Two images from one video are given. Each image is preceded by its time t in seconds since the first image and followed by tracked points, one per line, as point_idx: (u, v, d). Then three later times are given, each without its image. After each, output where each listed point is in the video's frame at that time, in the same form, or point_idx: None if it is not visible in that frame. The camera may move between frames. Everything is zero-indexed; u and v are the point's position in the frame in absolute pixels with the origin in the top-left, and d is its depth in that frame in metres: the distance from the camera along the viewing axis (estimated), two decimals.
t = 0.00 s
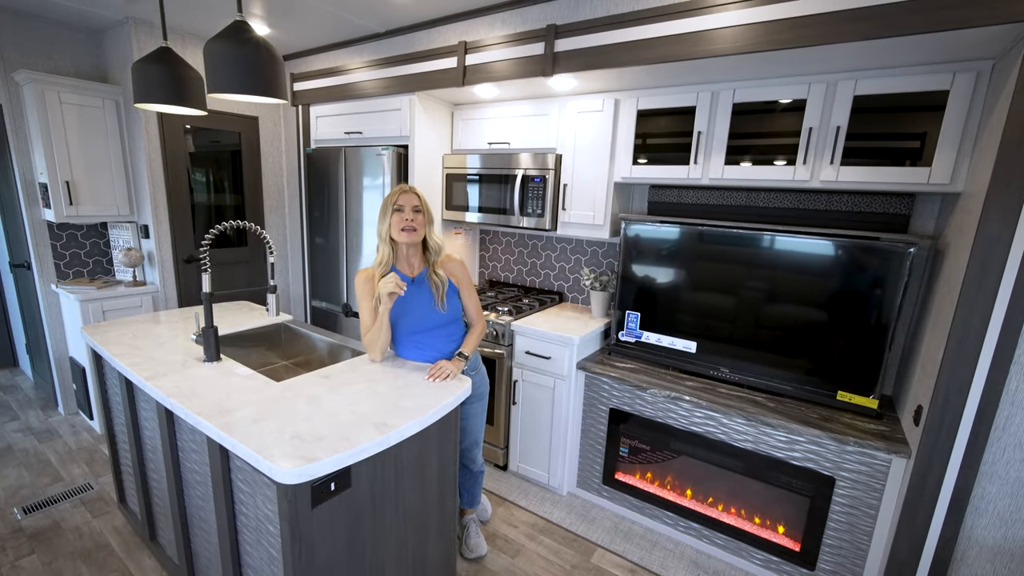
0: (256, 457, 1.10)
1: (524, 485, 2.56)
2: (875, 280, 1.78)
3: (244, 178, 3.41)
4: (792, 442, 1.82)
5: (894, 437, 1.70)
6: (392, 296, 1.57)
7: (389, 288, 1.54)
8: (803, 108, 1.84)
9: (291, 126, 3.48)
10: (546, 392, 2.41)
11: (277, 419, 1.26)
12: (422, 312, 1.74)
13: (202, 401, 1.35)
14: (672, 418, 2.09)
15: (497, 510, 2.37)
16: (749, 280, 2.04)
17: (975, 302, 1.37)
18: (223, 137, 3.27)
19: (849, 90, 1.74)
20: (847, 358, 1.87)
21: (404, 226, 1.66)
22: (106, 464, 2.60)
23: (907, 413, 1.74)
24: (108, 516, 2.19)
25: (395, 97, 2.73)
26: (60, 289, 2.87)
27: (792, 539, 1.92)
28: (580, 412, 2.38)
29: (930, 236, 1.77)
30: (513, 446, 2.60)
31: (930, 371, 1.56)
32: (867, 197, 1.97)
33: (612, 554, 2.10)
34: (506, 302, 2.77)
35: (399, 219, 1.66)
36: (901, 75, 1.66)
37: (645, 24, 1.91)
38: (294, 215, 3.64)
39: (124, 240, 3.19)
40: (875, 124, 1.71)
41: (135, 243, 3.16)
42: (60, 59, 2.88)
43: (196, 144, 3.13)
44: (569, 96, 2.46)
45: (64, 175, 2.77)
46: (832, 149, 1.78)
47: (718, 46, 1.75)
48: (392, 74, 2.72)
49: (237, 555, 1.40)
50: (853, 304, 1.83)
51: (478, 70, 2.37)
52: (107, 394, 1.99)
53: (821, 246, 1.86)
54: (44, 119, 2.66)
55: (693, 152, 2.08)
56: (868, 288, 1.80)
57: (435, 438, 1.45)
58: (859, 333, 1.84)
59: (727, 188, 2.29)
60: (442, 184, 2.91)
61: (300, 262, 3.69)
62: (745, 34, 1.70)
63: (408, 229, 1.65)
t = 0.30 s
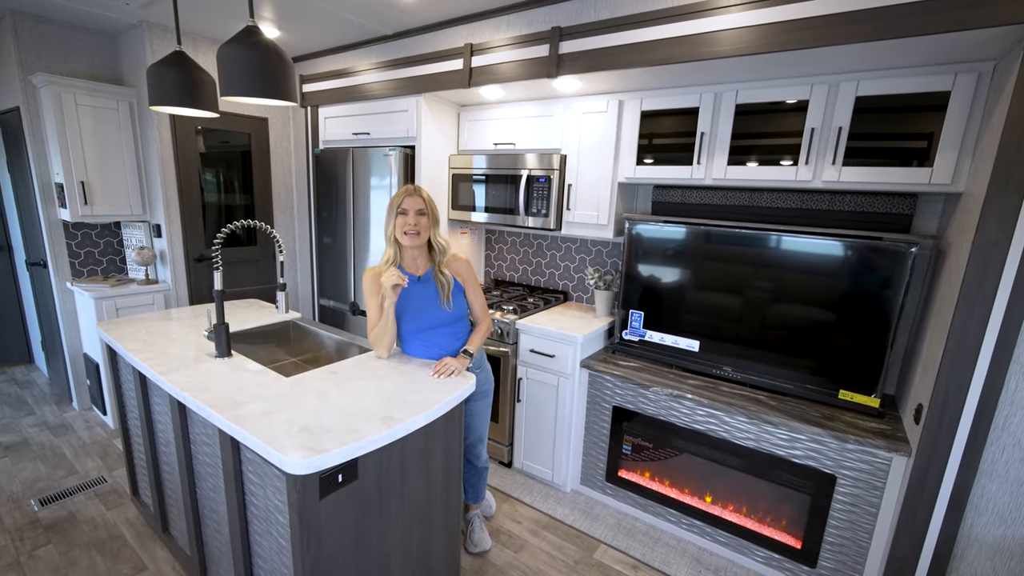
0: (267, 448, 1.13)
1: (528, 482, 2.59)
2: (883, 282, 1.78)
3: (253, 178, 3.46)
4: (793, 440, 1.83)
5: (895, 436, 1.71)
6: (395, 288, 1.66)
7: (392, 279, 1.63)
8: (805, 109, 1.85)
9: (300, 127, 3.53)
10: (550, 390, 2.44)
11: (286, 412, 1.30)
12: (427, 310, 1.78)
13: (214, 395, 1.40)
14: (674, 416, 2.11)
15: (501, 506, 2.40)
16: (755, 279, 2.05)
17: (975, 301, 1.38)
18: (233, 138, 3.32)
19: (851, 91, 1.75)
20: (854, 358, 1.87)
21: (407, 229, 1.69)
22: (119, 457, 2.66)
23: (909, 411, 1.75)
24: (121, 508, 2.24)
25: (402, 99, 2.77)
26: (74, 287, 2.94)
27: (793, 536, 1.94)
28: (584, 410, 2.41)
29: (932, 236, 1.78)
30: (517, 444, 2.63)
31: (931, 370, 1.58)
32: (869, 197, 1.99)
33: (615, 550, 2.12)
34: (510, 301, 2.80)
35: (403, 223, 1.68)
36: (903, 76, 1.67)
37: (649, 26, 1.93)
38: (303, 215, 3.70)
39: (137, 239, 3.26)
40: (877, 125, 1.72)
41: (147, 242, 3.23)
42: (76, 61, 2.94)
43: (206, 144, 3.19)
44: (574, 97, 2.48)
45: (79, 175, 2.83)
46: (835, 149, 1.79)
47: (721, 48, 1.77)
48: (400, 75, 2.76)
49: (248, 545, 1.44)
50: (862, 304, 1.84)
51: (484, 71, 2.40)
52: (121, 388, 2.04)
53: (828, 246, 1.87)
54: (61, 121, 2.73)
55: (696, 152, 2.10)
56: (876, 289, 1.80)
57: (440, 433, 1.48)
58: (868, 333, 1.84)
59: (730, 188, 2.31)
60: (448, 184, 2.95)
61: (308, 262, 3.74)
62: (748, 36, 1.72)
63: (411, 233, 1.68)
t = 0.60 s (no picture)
0: (271, 442, 1.17)
1: (529, 479, 2.61)
2: (886, 283, 1.78)
3: (258, 179, 3.50)
4: (790, 438, 1.85)
5: (890, 434, 1.73)
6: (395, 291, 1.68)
7: (392, 284, 1.64)
8: (802, 110, 1.87)
9: (304, 128, 3.57)
10: (550, 388, 2.47)
11: (290, 408, 1.33)
12: (428, 310, 1.81)
13: (220, 391, 1.43)
14: (673, 415, 2.13)
15: (502, 503, 2.42)
16: (755, 280, 2.07)
17: (967, 300, 1.40)
18: (238, 139, 3.36)
19: (847, 93, 1.77)
20: (855, 358, 1.88)
21: (409, 237, 1.72)
22: (127, 454, 2.70)
23: (904, 410, 1.77)
24: (128, 503, 2.28)
25: (405, 100, 2.81)
26: (83, 286, 2.99)
27: (789, 534, 1.95)
28: (584, 408, 2.43)
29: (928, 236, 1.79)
30: (518, 441, 2.66)
31: (925, 369, 1.59)
32: (866, 198, 2.01)
33: (613, 547, 2.14)
34: (511, 301, 2.83)
35: (403, 229, 1.70)
36: (899, 78, 1.69)
37: (647, 29, 1.95)
38: (307, 215, 3.74)
39: (144, 238, 3.32)
40: (873, 127, 1.74)
41: (154, 242, 3.28)
42: (84, 64, 2.99)
43: (211, 145, 3.23)
44: (574, 98, 2.51)
45: (88, 176, 2.88)
46: (831, 150, 1.81)
47: (719, 51, 1.79)
48: (402, 77, 2.79)
49: (252, 538, 1.47)
50: (863, 304, 1.84)
51: (485, 73, 2.43)
52: (128, 385, 2.08)
53: (830, 247, 1.87)
54: (70, 123, 2.78)
55: (694, 153, 2.12)
56: (878, 290, 1.80)
57: (440, 429, 1.51)
58: (868, 333, 1.84)
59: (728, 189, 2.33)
60: (450, 184, 2.98)
61: (312, 261, 3.78)
62: (745, 39, 1.74)
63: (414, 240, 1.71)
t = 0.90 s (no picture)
0: (275, 439, 1.19)
1: (529, 478, 2.63)
2: (887, 283, 1.79)
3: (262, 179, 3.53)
4: (788, 438, 1.87)
5: (888, 434, 1.74)
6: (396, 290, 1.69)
7: (392, 283, 1.65)
8: (801, 112, 1.88)
9: (307, 129, 3.60)
10: (551, 388, 2.49)
11: (293, 406, 1.35)
12: (430, 309, 1.83)
13: (225, 389, 1.46)
14: (673, 414, 2.14)
15: (503, 501, 2.44)
16: (756, 280, 2.08)
17: (964, 302, 1.41)
18: (242, 140, 3.39)
19: (846, 95, 1.78)
20: (855, 359, 1.89)
21: (411, 233, 1.74)
22: (132, 451, 2.74)
23: (902, 410, 1.78)
24: (134, 499, 2.32)
25: (408, 102, 2.83)
26: (89, 286, 3.03)
27: (788, 533, 1.97)
28: (584, 407, 2.45)
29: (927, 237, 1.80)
30: (519, 440, 2.68)
31: (923, 369, 1.60)
32: (865, 199, 2.02)
33: (613, 545, 2.16)
34: (512, 301, 2.85)
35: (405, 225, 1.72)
36: (897, 80, 1.70)
37: (647, 31, 1.97)
38: (310, 216, 3.76)
39: (149, 238, 3.35)
40: (871, 129, 1.75)
41: (159, 242, 3.31)
42: (91, 66, 3.03)
43: (216, 146, 3.26)
44: (575, 100, 2.53)
45: (95, 177, 2.92)
46: (830, 151, 1.82)
47: (718, 53, 1.80)
48: (405, 79, 2.81)
49: (256, 534, 1.49)
50: (864, 305, 1.85)
51: (487, 75, 2.45)
52: (134, 383, 2.11)
53: (834, 248, 1.87)
54: (77, 124, 2.82)
55: (694, 155, 2.14)
56: (879, 291, 1.81)
57: (441, 427, 1.53)
58: (868, 334, 1.85)
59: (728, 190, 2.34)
60: (452, 185, 3.00)
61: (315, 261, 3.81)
62: (743, 41, 1.75)
63: (415, 236, 1.73)
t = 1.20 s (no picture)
0: (279, 434, 1.20)
1: (532, 476, 2.64)
2: (891, 283, 1.79)
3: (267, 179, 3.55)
4: (791, 437, 1.87)
5: (891, 433, 1.74)
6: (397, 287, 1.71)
7: (393, 282, 1.67)
8: (804, 111, 1.89)
9: (312, 128, 3.62)
10: (553, 386, 2.49)
11: (298, 402, 1.37)
12: (433, 308, 1.85)
13: (230, 386, 1.47)
14: (675, 413, 2.15)
15: (505, 499, 2.46)
16: (760, 280, 2.08)
17: (967, 301, 1.41)
18: (247, 140, 3.41)
19: (849, 94, 1.78)
20: (859, 359, 1.89)
21: (415, 233, 1.75)
22: (139, 448, 2.77)
23: (905, 409, 1.78)
24: (141, 495, 2.34)
25: (411, 101, 2.84)
26: (97, 284, 3.06)
27: (790, 532, 1.97)
28: (587, 406, 2.46)
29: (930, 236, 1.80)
30: (521, 439, 2.69)
31: (927, 368, 1.60)
32: (868, 198, 2.01)
33: (615, 543, 2.17)
34: (515, 300, 2.86)
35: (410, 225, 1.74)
36: (900, 79, 1.70)
37: (650, 31, 1.97)
38: (314, 215, 3.78)
39: (155, 238, 3.39)
40: (874, 128, 1.75)
41: (165, 241, 3.34)
42: (98, 66, 3.05)
43: (221, 146, 3.29)
44: (578, 99, 2.53)
45: (102, 176, 2.95)
46: (832, 150, 1.82)
47: (720, 53, 1.81)
48: (409, 79, 2.83)
49: (261, 529, 1.51)
50: (869, 304, 1.85)
51: (490, 75, 2.46)
52: (141, 380, 2.14)
53: (840, 247, 1.87)
54: (84, 124, 2.85)
55: (696, 154, 2.14)
56: (884, 291, 1.81)
57: (444, 424, 1.55)
58: (872, 334, 1.85)
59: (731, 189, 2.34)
60: (455, 184, 3.01)
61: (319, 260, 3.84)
62: (746, 41, 1.75)
63: (419, 236, 1.75)
